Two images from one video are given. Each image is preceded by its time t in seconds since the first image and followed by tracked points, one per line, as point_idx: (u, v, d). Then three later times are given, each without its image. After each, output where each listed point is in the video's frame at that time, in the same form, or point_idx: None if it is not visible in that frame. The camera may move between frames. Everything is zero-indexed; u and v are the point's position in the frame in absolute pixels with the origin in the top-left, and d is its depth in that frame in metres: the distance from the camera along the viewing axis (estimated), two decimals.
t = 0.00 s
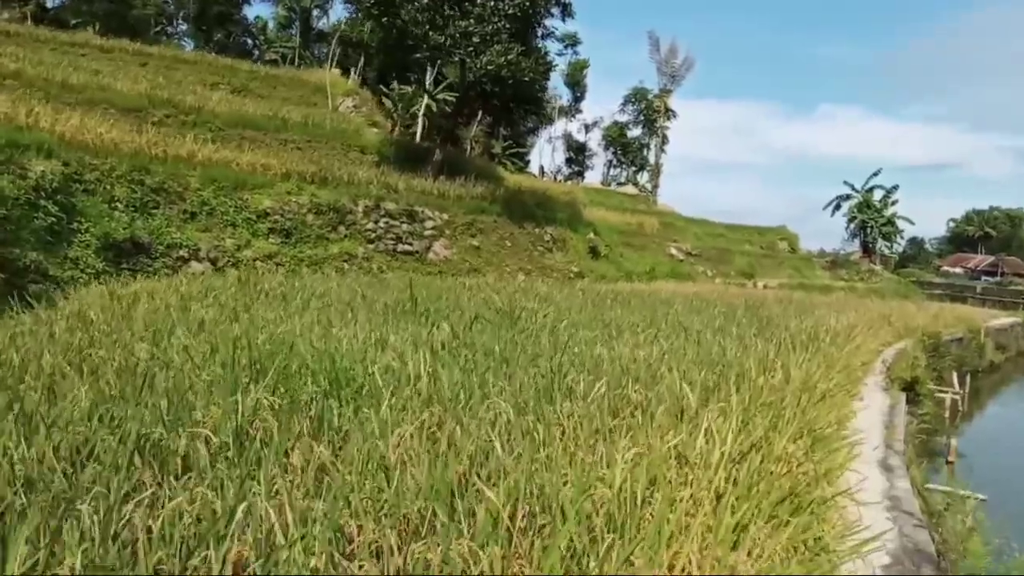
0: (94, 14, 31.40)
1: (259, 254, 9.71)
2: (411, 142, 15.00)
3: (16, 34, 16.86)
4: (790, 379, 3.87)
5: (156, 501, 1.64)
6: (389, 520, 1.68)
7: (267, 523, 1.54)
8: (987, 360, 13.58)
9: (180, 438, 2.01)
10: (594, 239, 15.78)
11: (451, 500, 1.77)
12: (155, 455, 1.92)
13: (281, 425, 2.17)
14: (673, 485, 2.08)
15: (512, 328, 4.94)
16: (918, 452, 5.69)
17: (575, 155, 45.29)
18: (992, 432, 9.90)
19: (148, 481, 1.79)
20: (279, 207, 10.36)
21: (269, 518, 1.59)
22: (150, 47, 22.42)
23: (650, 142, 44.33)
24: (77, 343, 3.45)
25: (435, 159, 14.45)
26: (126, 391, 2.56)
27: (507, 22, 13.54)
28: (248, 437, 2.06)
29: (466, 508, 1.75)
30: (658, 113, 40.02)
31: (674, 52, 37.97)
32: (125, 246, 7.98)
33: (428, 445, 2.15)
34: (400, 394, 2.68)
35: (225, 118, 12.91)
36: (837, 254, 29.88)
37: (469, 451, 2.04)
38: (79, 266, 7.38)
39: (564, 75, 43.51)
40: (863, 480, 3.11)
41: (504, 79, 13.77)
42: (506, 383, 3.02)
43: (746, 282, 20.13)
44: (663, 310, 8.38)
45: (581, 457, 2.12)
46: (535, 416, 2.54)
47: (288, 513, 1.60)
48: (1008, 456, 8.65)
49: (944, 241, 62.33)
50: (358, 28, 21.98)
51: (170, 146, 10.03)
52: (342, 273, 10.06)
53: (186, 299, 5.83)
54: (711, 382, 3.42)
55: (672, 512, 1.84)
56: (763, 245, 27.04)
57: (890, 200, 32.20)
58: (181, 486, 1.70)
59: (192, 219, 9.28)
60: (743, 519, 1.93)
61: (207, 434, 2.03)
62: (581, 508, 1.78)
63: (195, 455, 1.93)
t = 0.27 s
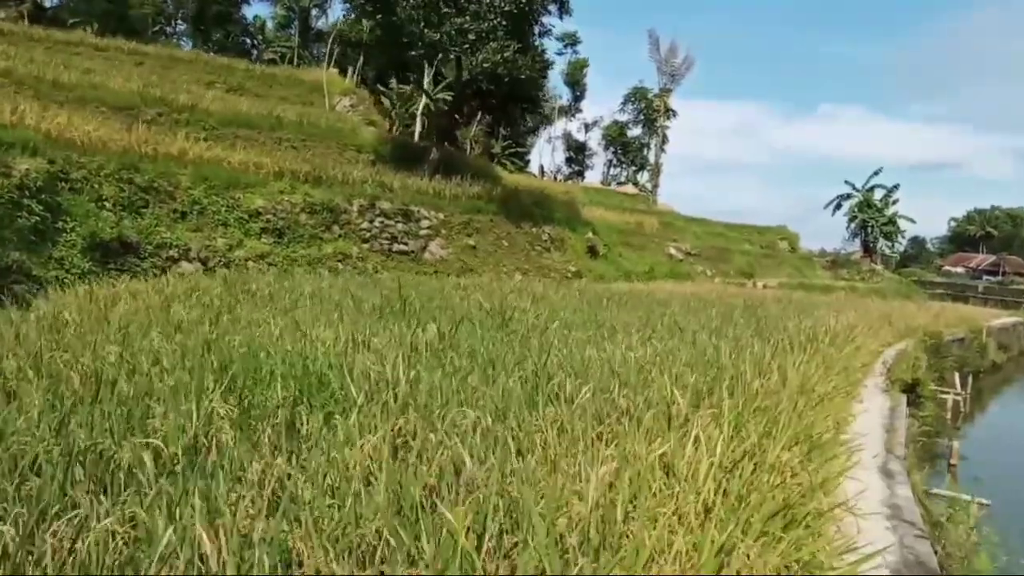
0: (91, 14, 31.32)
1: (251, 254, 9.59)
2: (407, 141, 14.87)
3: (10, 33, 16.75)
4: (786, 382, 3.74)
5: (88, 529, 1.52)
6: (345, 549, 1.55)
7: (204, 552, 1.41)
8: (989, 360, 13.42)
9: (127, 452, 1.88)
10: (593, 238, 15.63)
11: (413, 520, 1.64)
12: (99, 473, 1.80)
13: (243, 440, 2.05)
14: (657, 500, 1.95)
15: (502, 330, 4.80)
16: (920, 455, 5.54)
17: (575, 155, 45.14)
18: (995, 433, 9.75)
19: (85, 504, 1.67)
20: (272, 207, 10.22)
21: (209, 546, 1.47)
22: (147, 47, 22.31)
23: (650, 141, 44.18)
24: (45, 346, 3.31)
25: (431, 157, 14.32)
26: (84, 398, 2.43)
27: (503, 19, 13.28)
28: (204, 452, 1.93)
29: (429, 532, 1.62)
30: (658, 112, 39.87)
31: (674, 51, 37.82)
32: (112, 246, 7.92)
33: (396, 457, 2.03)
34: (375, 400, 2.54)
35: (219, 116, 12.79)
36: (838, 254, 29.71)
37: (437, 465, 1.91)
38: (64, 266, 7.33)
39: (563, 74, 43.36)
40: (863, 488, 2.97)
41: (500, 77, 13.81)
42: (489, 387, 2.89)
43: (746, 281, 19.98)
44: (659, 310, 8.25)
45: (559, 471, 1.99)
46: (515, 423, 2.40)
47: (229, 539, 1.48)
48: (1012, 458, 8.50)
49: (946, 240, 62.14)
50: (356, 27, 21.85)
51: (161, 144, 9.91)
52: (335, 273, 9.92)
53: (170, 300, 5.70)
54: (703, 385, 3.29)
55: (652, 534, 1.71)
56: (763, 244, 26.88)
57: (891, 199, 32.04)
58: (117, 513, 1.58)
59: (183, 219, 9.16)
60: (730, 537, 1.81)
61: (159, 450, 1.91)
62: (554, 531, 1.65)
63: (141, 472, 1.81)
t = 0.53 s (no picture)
0: (89, 16, 31.30)
1: (245, 256, 9.49)
2: (405, 142, 14.77)
3: (6, 34, 16.70)
4: (784, 387, 3.62)
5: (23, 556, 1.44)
6: None
7: None
8: (991, 361, 13.28)
9: (78, 469, 1.79)
10: (592, 239, 15.50)
11: (379, 547, 1.53)
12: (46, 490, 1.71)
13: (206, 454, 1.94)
14: (642, 520, 1.84)
15: (494, 333, 4.68)
16: (923, 460, 5.42)
17: (575, 156, 45.03)
18: (999, 436, 9.62)
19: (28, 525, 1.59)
20: (266, 208, 10.11)
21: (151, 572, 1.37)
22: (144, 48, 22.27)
23: (651, 142, 44.06)
24: (17, 351, 3.21)
25: (429, 158, 14.21)
26: (48, 405, 2.34)
27: (500, 19, 13.14)
28: (162, 466, 1.84)
29: (395, 558, 1.52)
30: (658, 113, 39.76)
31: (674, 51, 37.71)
32: (102, 248, 7.85)
33: (368, 472, 1.91)
34: (353, 408, 2.43)
35: (214, 117, 12.70)
36: (839, 254, 29.56)
37: (410, 482, 1.80)
38: (52, 269, 7.28)
39: (563, 75, 43.26)
40: (864, 497, 2.86)
41: (497, 77, 13.87)
42: (474, 395, 2.77)
43: (746, 282, 19.85)
44: (657, 312, 8.13)
45: (540, 488, 1.88)
46: (498, 435, 2.29)
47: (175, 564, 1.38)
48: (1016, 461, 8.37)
49: (948, 240, 61.98)
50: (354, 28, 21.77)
51: (153, 145, 9.82)
52: (330, 275, 9.81)
53: (156, 303, 5.60)
54: (697, 390, 3.17)
55: (635, 558, 1.60)
56: (764, 245, 26.75)
57: (892, 200, 31.90)
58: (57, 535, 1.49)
59: (175, 221, 9.07)
60: (719, 562, 1.69)
61: (115, 465, 1.81)
62: (528, 555, 1.54)
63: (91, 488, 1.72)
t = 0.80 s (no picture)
0: (90, 19, 31.30)
1: (240, 259, 9.39)
2: (404, 144, 14.68)
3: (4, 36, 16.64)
4: (783, 394, 3.49)
5: None
6: None
7: None
8: (996, 366, 13.14)
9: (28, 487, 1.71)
10: (592, 243, 15.39)
11: None
12: None
13: (164, 471, 1.83)
14: (630, 542, 1.73)
15: (486, 338, 4.55)
16: (927, 468, 5.28)
17: (577, 160, 44.94)
18: (1004, 442, 9.47)
19: None
20: (262, 211, 10.01)
21: None
22: (144, 51, 22.22)
23: (652, 145, 43.96)
24: None
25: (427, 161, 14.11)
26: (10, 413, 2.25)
27: (499, 20, 13.07)
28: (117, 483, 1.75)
29: None
30: (660, 116, 39.67)
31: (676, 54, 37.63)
32: (93, 250, 7.79)
33: (337, 490, 1.81)
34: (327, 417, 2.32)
35: (211, 119, 12.62)
36: (841, 258, 29.42)
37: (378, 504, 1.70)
38: (42, 272, 7.22)
39: (565, 79, 43.20)
40: (868, 509, 2.73)
41: (497, 78, 13.77)
42: (458, 402, 2.65)
43: (748, 286, 19.72)
44: (656, 316, 8.00)
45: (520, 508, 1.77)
46: (481, 447, 2.18)
47: None
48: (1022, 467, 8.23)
49: (951, 245, 61.81)
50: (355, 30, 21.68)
51: (147, 147, 9.75)
52: (326, 278, 9.70)
53: (143, 306, 5.50)
54: (692, 397, 3.05)
55: None
56: (766, 249, 26.62)
57: (895, 203, 31.77)
58: None
59: (169, 223, 8.98)
60: None
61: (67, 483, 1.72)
62: None
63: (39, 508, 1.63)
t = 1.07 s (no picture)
0: (88, 16, 31.18)
1: (233, 257, 9.28)
2: (401, 141, 14.55)
3: None
4: (782, 399, 3.37)
5: None
6: None
7: None
8: (998, 366, 13.02)
9: None
10: (591, 241, 15.25)
11: None
12: None
13: (122, 487, 1.72)
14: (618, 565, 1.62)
15: (480, 340, 4.43)
16: (930, 473, 5.17)
17: (577, 157, 44.79)
18: (1007, 443, 9.35)
19: None
20: (255, 208, 9.88)
21: None
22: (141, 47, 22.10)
23: (653, 143, 43.81)
24: None
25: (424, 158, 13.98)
26: None
27: (497, 16, 12.95)
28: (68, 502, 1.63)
29: None
30: (660, 114, 39.53)
31: (677, 52, 37.48)
32: (83, 248, 7.70)
33: (305, 509, 1.70)
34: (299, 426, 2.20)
35: (206, 116, 12.50)
36: (842, 257, 29.29)
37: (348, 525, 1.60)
38: (29, 270, 7.15)
39: (565, 77, 43.05)
40: (870, 520, 2.62)
41: (494, 74, 13.49)
42: (442, 409, 2.53)
43: (748, 285, 19.59)
44: (655, 316, 7.88)
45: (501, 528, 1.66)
46: (463, 459, 2.07)
47: None
48: None
49: (951, 244, 61.65)
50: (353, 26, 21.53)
51: (139, 143, 9.66)
52: (321, 277, 9.58)
53: (130, 305, 5.38)
54: (687, 403, 2.93)
55: None
56: (767, 247, 26.48)
57: (896, 202, 31.64)
58: None
59: (161, 221, 8.88)
60: None
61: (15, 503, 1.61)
62: None
63: None
